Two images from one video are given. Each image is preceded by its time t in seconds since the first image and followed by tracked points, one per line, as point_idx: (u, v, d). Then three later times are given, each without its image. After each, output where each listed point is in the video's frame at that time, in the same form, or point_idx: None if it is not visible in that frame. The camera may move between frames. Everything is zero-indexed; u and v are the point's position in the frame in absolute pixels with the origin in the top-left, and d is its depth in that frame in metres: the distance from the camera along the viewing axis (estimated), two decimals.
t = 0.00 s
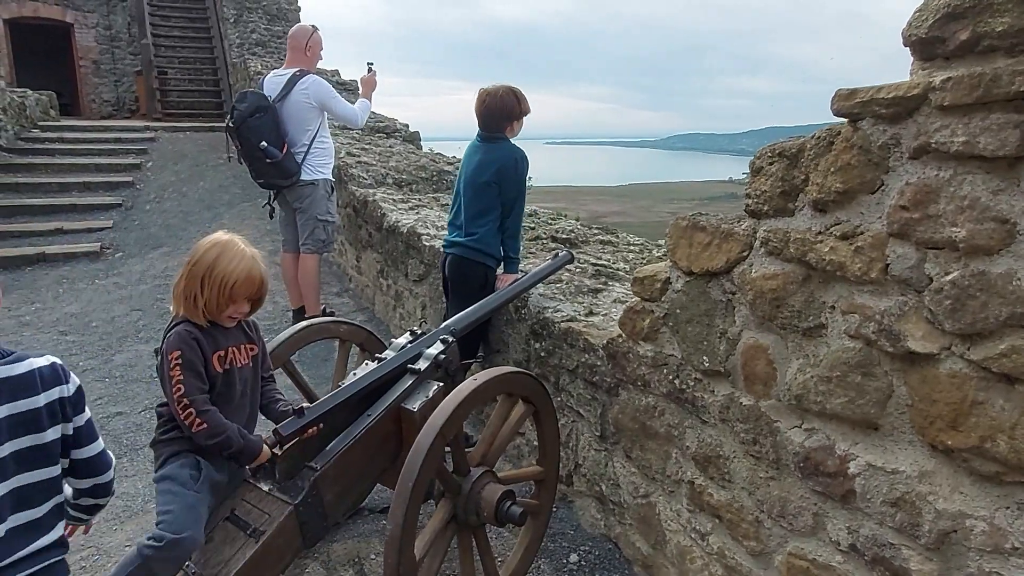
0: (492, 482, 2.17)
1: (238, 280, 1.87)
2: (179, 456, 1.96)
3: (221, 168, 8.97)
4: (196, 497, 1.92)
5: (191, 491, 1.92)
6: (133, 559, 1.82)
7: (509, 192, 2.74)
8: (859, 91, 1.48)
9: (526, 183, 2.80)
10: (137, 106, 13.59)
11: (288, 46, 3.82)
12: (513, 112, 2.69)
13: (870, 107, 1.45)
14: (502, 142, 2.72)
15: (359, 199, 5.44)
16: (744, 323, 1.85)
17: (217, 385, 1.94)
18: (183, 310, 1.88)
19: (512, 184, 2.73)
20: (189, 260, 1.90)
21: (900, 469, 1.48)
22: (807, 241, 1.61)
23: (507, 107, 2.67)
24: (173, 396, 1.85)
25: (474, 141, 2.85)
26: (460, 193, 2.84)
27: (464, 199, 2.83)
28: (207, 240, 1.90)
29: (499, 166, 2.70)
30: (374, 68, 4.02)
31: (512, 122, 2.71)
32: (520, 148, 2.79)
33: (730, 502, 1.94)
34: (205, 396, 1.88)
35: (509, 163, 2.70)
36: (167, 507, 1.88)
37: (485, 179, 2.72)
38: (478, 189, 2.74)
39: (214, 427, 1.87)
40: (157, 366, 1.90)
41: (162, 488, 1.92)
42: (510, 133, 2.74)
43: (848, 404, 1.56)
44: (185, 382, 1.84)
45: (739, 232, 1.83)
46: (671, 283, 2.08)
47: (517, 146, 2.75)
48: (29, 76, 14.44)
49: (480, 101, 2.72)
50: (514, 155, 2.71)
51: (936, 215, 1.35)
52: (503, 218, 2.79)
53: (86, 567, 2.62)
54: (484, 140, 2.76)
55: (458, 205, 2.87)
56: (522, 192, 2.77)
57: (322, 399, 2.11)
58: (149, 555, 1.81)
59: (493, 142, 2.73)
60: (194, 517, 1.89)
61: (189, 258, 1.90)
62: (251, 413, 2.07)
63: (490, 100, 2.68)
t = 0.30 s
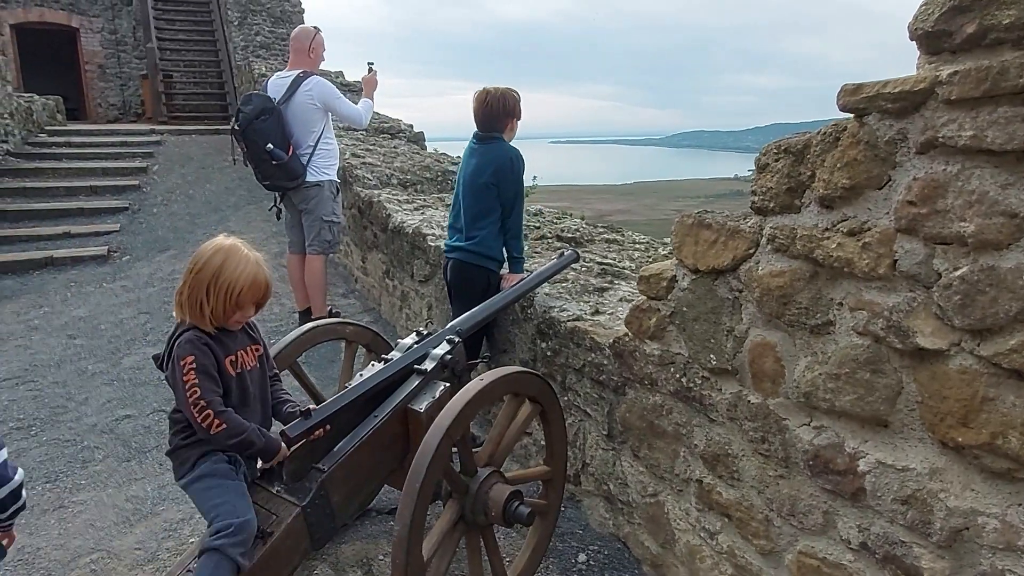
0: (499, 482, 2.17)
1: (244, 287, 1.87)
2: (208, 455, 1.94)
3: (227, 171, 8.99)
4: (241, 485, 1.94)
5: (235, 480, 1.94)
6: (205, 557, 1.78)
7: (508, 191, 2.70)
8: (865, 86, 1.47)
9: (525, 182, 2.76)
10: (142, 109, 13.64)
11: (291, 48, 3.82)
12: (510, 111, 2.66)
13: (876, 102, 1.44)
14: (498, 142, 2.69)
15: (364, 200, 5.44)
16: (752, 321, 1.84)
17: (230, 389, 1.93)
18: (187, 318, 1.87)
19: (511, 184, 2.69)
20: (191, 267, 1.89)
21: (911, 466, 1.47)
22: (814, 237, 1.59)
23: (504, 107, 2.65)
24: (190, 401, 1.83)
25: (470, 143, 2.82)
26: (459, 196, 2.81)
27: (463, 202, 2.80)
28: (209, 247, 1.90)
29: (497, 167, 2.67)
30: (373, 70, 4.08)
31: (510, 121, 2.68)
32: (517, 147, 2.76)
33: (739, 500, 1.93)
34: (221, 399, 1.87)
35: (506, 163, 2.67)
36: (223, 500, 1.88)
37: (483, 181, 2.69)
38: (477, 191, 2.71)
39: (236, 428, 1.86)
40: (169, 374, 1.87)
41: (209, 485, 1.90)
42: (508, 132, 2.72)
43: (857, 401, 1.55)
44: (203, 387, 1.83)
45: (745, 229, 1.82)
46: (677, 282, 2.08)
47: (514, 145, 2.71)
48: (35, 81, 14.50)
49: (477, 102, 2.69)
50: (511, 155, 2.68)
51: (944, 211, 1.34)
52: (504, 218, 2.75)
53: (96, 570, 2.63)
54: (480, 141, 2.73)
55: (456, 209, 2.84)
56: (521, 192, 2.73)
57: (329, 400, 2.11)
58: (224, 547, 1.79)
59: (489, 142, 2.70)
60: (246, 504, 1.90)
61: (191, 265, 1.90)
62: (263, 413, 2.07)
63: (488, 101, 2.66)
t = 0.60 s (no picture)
0: (506, 482, 2.16)
1: (270, 278, 1.87)
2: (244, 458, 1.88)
3: (232, 172, 9.01)
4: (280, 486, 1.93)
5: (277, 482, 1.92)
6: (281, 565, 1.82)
7: (511, 191, 2.69)
8: (871, 83, 1.46)
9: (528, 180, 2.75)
10: (148, 111, 13.68)
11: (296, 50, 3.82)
12: (512, 109, 2.66)
13: (883, 99, 1.43)
14: (500, 141, 2.68)
15: (369, 201, 5.45)
16: (758, 319, 1.83)
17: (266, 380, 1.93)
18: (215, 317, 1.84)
19: (513, 183, 2.68)
20: (205, 265, 1.84)
21: (920, 465, 1.46)
22: (821, 235, 1.59)
23: (507, 105, 2.65)
24: (260, 387, 1.82)
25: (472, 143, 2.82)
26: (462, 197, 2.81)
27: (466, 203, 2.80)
28: (221, 242, 1.86)
29: (499, 166, 2.66)
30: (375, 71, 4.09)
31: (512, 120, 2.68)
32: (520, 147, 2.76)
33: (747, 500, 1.93)
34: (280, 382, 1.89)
35: (507, 161, 2.66)
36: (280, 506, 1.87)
37: (485, 181, 2.68)
38: (480, 191, 2.70)
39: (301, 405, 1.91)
40: (209, 370, 1.81)
41: (260, 491, 1.86)
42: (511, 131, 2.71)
43: (865, 400, 1.54)
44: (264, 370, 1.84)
45: (751, 228, 1.81)
46: (683, 280, 2.07)
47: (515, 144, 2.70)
48: (41, 84, 14.55)
49: (478, 99, 2.69)
50: (513, 155, 2.67)
51: (952, 208, 1.34)
52: (508, 218, 2.74)
53: (104, 571, 2.64)
54: (482, 141, 2.72)
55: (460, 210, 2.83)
56: (525, 191, 2.72)
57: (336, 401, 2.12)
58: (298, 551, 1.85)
59: (491, 142, 2.69)
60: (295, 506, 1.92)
61: (205, 263, 1.85)
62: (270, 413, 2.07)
63: (489, 97, 2.65)
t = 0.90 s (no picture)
0: (510, 484, 2.16)
1: (274, 275, 1.81)
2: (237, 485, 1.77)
3: (235, 174, 9.00)
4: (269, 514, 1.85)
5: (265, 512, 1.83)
6: None
7: (514, 191, 2.68)
8: (877, 81, 1.45)
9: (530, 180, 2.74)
10: (151, 113, 13.69)
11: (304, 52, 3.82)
12: (514, 111, 2.66)
13: (888, 97, 1.42)
14: (500, 142, 2.68)
15: (371, 202, 5.44)
16: (763, 319, 1.82)
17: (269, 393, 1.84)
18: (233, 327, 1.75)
19: (516, 183, 2.67)
20: (203, 280, 1.74)
21: (927, 465, 1.45)
22: (826, 234, 1.58)
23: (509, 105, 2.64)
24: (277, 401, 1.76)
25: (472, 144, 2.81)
26: (464, 198, 2.80)
27: (468, 204, 2.79)
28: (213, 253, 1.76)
29: (500, 167, 2.65)
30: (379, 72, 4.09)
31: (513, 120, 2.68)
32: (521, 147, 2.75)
33: (752, 501, 1.92)
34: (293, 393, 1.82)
35: (508, 161, 2.65)
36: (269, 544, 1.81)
37: (487, 181, 2.68)
38: (482, 192, 2.69)
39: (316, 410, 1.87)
40: (223, 383, 1.70)
41: (249, 528, 1.77)
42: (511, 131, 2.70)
43: (872, 400, 1.53)
44: (284, 380, 1.77)
45: (755, 227, 1.80)
46: (687, 280, 2.06)
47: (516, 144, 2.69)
48: (45, 87, 14.57)
49: (482, 100, 2.67)
50: (515, 155, 2.66)
51: (958, 206, 1.33)
52: (511, 218, 2.73)
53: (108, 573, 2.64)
54: (483, 141, 2.71)
55: (462, 211, 2.83)
56: (527, 191, 2.71)
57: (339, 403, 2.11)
58: None
59: (492, 143, 2.68)
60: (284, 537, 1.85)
61: (205, 275, 1.74)
62: (266, 424, 1.98)
63: (494, 96, 2.63)
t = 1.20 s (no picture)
0: (519, 487, 2.14)
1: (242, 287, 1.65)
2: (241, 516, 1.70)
3: (239, 174, 9.00)
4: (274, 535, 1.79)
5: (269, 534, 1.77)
6: None
7: (520, 193, 2.66)
8: (894, 79, 1.42)
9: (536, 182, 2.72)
10: (155, 114, 13.70)
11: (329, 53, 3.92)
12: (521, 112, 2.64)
13: (907, 95, 1.39)
14: (506, 142, 2.66)
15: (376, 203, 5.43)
16: (776, 320, 1.80)
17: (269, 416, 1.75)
18: (229, 365, 1.63)
19: (523, 185, 2.65)
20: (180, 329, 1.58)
21: (946, 469, 1.42)
22: (842, 234, 1.55)
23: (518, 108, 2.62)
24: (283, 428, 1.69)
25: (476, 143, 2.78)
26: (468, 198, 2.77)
27: (472, 204, 2.77)
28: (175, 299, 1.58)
29: (507, 168, 2.63)
30: (391, 68, 4.22)
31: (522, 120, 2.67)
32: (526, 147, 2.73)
33: (765, 505, 1.89)
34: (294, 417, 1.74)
35: (515, 162, 2.63)
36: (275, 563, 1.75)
37: (493, 182, 2.66)
38: (488, 193, 2.67)
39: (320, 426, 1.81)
40: (228, 423, 1.62)
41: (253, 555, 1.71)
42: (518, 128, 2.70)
43: (889, 402, 1.51)
44: (291, 410, 1.71)
45: (768, 227, 1.78)
46: (698, 281, 2.04)
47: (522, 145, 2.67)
48: (49, 88, 14.60)
49: (496, 100, 2.62)
50: (523, 155, 2.64)
51: (980, 205, 1.30)
52: (516, 220, 2.71)
53: None
54: (488, 142, 2.69)
55: (467, 211, 2.80)
56: (533, 193, 2.69)
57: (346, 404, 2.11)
58: None
59: (499, 143, 2.67)
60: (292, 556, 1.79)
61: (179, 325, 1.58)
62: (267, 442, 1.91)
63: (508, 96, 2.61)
